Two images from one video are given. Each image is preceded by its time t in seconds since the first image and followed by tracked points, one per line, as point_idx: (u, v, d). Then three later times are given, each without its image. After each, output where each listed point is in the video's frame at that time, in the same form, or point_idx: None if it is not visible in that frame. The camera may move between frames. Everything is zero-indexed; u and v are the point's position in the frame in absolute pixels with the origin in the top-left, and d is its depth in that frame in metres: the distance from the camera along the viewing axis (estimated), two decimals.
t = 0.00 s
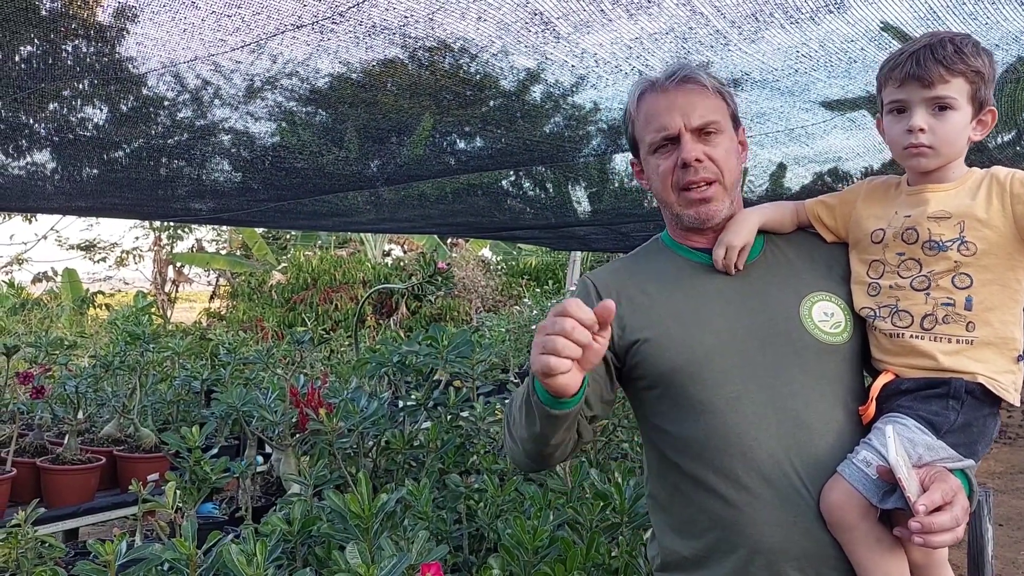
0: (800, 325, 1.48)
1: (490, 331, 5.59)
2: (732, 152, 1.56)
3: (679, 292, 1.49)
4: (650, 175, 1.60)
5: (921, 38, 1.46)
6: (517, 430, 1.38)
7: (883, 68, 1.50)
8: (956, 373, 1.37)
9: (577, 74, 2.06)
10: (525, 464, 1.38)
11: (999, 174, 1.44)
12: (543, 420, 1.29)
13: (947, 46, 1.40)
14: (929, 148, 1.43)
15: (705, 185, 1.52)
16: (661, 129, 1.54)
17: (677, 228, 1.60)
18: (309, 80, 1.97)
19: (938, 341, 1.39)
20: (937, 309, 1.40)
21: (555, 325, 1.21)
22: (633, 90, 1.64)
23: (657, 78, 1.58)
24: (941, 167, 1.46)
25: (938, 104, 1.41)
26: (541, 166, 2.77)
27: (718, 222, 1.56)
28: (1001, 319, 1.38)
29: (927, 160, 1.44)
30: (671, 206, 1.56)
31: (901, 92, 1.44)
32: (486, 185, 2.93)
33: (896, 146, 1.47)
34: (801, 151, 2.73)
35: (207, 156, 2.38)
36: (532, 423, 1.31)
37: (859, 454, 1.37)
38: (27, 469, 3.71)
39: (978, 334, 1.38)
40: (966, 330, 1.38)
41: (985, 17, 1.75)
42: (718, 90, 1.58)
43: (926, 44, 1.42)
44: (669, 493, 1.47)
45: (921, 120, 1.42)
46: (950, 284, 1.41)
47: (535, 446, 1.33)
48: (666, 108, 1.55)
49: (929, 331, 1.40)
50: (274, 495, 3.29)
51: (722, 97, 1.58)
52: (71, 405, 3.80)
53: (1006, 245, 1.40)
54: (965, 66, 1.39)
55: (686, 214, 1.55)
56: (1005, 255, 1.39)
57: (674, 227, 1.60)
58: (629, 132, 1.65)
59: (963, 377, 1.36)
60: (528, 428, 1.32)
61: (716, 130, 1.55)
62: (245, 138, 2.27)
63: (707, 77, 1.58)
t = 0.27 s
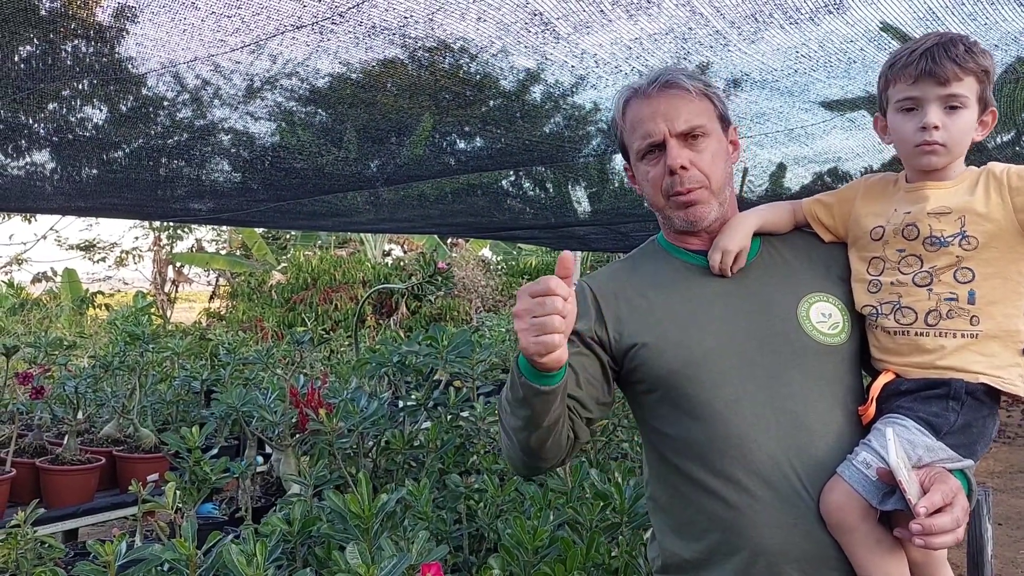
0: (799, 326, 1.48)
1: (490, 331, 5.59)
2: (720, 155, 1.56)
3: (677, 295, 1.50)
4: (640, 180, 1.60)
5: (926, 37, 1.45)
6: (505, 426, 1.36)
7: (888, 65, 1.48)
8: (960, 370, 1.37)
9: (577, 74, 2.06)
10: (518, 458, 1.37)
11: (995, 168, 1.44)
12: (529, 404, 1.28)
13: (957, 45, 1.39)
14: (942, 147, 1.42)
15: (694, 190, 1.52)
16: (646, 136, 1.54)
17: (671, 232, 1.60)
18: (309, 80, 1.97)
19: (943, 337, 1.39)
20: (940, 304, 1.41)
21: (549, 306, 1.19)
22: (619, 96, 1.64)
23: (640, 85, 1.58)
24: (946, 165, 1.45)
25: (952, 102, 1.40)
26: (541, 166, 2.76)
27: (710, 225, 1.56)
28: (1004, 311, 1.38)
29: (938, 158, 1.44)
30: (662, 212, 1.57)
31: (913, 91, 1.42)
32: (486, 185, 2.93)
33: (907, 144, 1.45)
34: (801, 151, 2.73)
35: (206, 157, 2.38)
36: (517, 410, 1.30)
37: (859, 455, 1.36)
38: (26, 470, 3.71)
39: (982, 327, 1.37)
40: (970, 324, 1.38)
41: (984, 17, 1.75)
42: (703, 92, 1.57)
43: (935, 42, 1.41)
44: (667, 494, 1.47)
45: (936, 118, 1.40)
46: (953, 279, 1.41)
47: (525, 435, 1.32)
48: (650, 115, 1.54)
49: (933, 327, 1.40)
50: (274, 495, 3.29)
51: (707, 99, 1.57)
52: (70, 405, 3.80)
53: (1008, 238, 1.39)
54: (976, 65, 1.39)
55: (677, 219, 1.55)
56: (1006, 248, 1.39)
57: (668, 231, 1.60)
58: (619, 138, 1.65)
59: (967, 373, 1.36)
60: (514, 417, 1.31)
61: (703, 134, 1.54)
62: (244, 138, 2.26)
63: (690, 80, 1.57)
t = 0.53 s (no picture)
0: (797, 327, 1.48)
1: (490, 331, 5.59)
2: (716, 157, 1.55)
3: (675, 297, 1.49)
4: (637, 182, 1.60)
5: (941, 34, 1.45)
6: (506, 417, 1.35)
7: (916, 57, 1.43)
8: (958, 364, 1.36)
9: (578, 74, 2.06)
10: (521, 449, 1.35)
11: (989, 166, 1.45)
12: (534, 386, 1.27)
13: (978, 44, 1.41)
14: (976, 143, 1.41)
15: (690, 192, 1.52)
16: (642, 138, 1.54)
17: (669, 234, 1.60)
18: (309, 80, 1.97)
19: (942, 330, 1.38)
20: (940, 297, 1.40)
21: (558, 278, 1.20)
22: (615, 98, 1.64)
23: (636, 86, 1.57)
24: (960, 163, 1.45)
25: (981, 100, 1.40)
26: (541, 166, 2.76)
27: (707, 227, 1.56)
28: (1001, 305, 1.38)
29: (969, 153, 1.42)
30: (659, 215, 1.56)
31: (963, 82, 1.38)
32: (486, 185, 2.92)
33: (947, 139, 1.40)
34: (802, 151, 2.73)
35: (207, 157, 2.38)
36: (520, 396, 1.29)
37: (854, 457, 1.36)
38: (26, 469, 3.70)
39: (981, 320, 1.37)
40: (969, 317, 1.37)
41: (985, 18, 1.75)
42: (699, 94, 1.57)
43: (961, 39, 1.42)
44: (665, 495, 1.47)
45: (982, 111, 1.38)
46: (951, 272, 1.40)
47: (529, 421, 1.30)
48: (646, 117, 1.54)
49: (932, 320, 1.39)
50: (275, 495, 3.29)
51: (703, 100, 1.57)
52: (71, 405, 3.80)
53: (1003, 232, 1.40)
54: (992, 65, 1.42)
55: (674, 221, 1.55)
56: (1001, 240, 1.40)
57: (666, 233, 1.60)
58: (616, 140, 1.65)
59: (965, 367, 1.35)
60: (517, 404, 1.30)
61: (699, 136, 1.54)
62: (245, 138, 2.26)
63: (685, 82, 1.57)
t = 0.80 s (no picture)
0: (798, 328, 1.48)
1: (491, 332, 5.59)
2: (713, 160, 1.55)
3: (676, 299, 1.49)
4: (634, 185, 1.59)
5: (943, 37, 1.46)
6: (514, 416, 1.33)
7: (920, 57, 1.43)
8: (961, 365, 1.36)
9: (580, 74, 2.05)
10: (531, 448, 1.33)
11: (992, 169, 1.46)
12: (547, 381, 1.26)
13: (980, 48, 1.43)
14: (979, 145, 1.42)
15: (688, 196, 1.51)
16: (638, 142, 1.53)
17: (667, 237, 1.59)
18: (311, 79, 1.97)
19: (946, 330, 1.38)
20: (944, 298, 1.40)
21: (573, 266, 1.20)
22: (611, 101, 1.63)
23: (631, 90, 1.57)
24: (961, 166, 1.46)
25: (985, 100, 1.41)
26: (543, 166, 2.76)
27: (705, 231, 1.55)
28: (1000, 308, 1.40)
29: (975, 153, 1.42)
30: (656, 219, 1.56)
31: (967, 84, 1.38)
32: (487, 185, 2.92)
33: (956, 140, 1.40)
34: (803, 151, 2.72)
35: (208, 156, 2.38)
36: (532, 392, 1.28)
37: (859, 455, 1.36)
38: (28, 469, 3.70)
39: (983, 322, 1.38)
40: (972, 318, 1.38)
41: (989, 17, 1.74)
42: (695, 97, 1.57)
43: (964, 42, 1.42)
44: (666, 497, 1.47)
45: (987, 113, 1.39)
46: (956, 274, 1.40)
47: (540, 419, 1.29)
48: (642, 120, 1.53)
49: (936, 321, 1.39)
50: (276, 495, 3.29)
51: (699, 102, 1.57)
52: (72, 405, 3.80)
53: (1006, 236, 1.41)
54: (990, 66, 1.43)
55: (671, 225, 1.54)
56: (1004, 245, 1.41)
57: (663, 236, 1.59)
58: (612, 142, 1.64)
59: (967, 368, 1.36)
60: (529, 401, 1.29)
61: (695, 138, 1.54)
62: (246, 138, 2.26)
63: (681, 85, 1.56)
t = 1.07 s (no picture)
0: (801, 328, 1.47)
1: (491, 331, 5.58)
2: (715, 160, 1.54)
3: (678, 300, 1.48)
4: (635, 185, 1.59)
5: (932, 43, 1.49)
6: (515, 454, 1.33)
7: (914, 65, 1.46)
8: (974, 359, 1.39)
9: (581, 73, 2.05)
10: (530, 486, 1.33)
11: (989, 169, 1.50)
12: (550, 441, 1.26)
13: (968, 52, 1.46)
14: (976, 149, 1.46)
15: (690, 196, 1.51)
16: (639, 143, 1.53)
17: (669, 238, 1.59)
18: (310, 79, 1.96)
19: (961, 325, 1.40)
20: (957, 293, 1.41)
21: (583, 348, 1.17)
22: (611, 100, 1.62)
23: (633, 89, 1.56)
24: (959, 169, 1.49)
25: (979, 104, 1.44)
26: (543, 166, 2.76)
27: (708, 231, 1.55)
28: (1008, 303, 1.43)
29: (972, 156, 1.45)
30: (658, 219, 1.55)
31: (962, 90, 1.42)
32: (488, 184, 2.92)
33: (954, 144, 1.43)
34: (804, 151, 2.72)
35: (208, 156, 2.37)
36: (534, 441, 1.27)
37: (867, 448, 1.37)
38: (27, 469, 3.70)
39: (994, 317, 1.41)
40: (985, 313, 1.40)
41: (992, 16, 1.74)
42: (697, 96, 1.56)
43: (951, 47, 1.46)
44: (670, 498, 1.46)
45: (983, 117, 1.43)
46: (967, 270, 1.42)
47: (541, 463, 1.29)
48: (643, 121, 1.53)
49: (952, 316, 1.40)
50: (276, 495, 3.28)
51: (701, 102, 1.56)
52: (71, 405, 3.80)
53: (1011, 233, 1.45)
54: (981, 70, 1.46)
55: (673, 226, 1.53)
56: (1009, 242, 1.45)
57: (664, 237, 1.59)
58: (612, 142, 1.64)
59: (979, 362, 1.38)
60: (530, 447, 1.28)
61: (697, 138, 1.53)
62: (246, 137, 2.26)
63: (683, 84, 1.56)
